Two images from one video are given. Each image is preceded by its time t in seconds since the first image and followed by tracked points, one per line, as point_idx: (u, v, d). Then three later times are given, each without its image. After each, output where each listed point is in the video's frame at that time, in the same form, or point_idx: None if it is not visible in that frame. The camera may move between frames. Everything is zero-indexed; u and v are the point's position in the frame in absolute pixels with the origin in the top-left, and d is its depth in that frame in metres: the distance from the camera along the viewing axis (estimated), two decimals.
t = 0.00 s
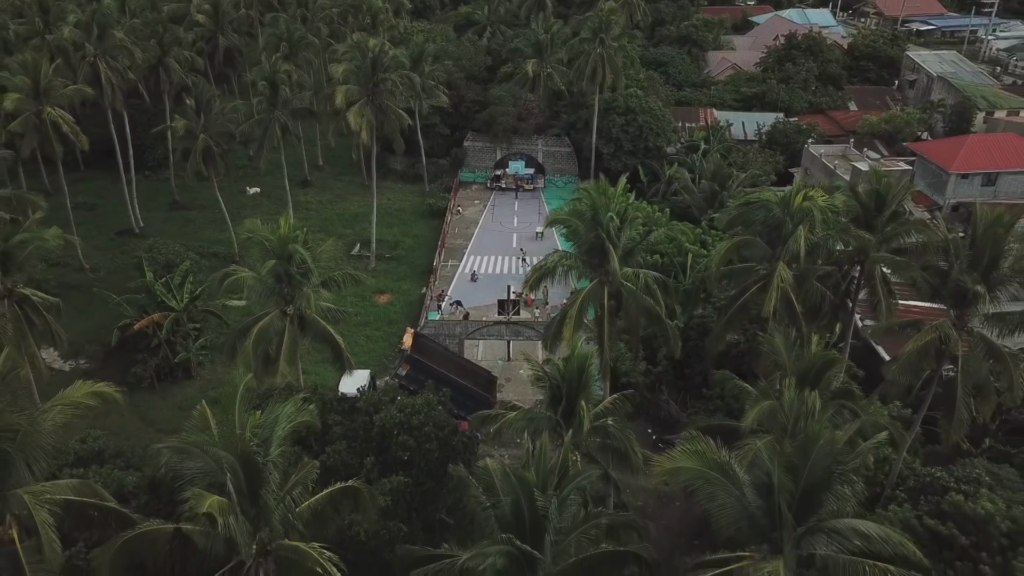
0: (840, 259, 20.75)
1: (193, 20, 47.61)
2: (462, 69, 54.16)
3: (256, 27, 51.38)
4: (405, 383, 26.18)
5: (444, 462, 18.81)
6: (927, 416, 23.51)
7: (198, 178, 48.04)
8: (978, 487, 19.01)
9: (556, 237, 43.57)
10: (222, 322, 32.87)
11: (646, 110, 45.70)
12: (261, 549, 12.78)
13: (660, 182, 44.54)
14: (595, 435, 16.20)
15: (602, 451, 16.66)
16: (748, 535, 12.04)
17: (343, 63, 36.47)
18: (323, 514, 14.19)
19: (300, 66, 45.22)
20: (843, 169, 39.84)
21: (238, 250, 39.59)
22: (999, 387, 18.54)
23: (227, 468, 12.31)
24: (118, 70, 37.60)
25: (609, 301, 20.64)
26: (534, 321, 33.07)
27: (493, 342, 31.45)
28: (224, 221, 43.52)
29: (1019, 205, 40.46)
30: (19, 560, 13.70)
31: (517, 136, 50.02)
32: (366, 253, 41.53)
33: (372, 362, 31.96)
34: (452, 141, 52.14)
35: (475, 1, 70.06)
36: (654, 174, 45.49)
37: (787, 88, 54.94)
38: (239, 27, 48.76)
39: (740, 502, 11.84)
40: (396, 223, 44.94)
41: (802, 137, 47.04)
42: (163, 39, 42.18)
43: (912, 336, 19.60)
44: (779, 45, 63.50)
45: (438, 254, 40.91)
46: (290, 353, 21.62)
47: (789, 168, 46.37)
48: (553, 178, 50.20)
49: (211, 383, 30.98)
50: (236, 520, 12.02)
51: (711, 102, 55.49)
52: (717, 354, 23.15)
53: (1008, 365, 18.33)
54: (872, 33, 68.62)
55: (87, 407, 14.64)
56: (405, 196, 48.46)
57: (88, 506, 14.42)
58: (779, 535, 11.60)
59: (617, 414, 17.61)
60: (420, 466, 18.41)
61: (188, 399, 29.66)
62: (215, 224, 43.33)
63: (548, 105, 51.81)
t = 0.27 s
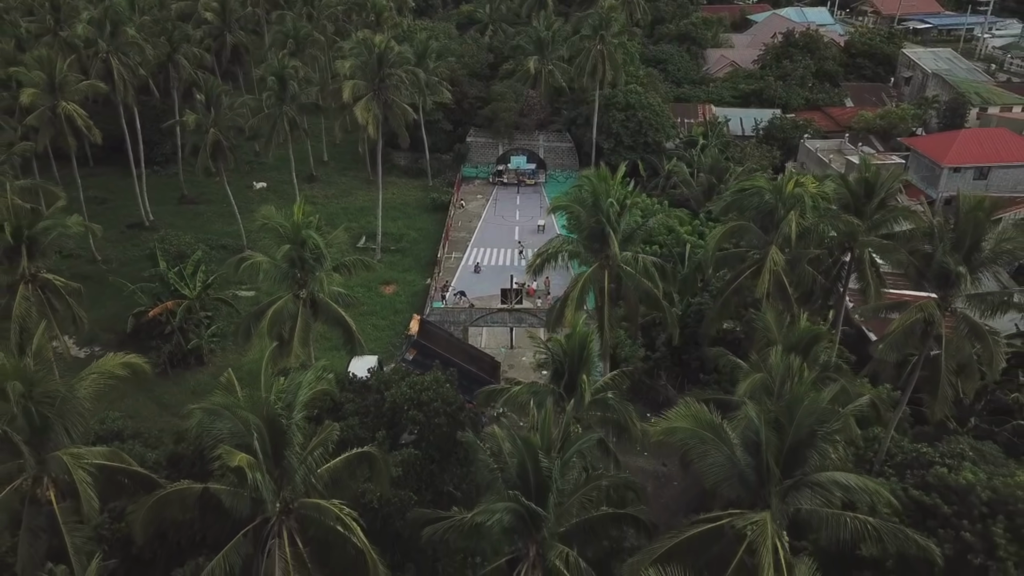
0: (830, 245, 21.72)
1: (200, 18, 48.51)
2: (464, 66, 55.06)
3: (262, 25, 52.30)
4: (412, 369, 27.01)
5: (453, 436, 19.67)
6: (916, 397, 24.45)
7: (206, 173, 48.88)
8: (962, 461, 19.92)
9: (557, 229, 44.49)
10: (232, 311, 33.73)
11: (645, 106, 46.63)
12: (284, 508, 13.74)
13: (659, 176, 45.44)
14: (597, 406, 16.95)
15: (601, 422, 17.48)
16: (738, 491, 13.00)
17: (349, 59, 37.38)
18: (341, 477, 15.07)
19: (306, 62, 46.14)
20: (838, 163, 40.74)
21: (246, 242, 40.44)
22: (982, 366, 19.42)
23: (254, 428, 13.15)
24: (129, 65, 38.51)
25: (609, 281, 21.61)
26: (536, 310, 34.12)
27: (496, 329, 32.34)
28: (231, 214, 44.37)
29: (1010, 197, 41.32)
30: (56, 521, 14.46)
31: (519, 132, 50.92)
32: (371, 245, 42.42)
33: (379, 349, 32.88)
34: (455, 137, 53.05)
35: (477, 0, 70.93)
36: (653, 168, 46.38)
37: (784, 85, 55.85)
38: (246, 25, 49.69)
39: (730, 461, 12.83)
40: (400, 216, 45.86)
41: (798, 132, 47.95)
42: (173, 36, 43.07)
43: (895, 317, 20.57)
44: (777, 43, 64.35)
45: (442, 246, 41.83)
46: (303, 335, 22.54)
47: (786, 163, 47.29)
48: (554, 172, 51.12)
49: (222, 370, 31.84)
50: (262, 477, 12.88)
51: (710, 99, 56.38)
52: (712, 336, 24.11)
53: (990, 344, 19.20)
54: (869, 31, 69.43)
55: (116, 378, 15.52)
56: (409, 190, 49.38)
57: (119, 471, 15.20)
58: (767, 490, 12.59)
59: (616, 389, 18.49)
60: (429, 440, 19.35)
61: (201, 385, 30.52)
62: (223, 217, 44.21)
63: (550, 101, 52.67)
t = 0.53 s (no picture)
0: (820, 234, 22.72)
1: (208, 19, 49.52)
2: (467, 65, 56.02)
3: (268, 26, 53.31)
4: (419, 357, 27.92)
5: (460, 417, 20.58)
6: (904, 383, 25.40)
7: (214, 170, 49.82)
8: (945, 441, 20.83)
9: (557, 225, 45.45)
10: (242, 303, 34.66)
11: (644, 105, 47.60)
12: (305, 476, 14.76)
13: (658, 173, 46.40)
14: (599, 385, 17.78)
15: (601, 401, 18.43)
16: (728, 457, 13.98)
17: (355, 58, 38.35)
18: (357, 448, 16.03)
19: (312, 62, 47.12)
20: (833, 160, 41.69)
21: (254, 236, 41.38)
22: (963, 349, 20.39)
23: (277, 400, 14.09)
24: (140, 65, 39.49)
25: (609, 270, 22.57)
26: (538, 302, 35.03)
27: (500, 321, 33.24)
28: (239, 210, 45.30)
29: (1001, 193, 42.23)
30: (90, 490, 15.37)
31: (520, 130, 51.87)
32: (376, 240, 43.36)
33: (385, 340, 33.81)
34: (458, 135, 54.01)
35: (478, 1, 71.89)
36: (652, 165, 47.32)
37: (781, 84, 56.80)
38: (252, 25, 50.69)
39: (721, 429, 13.79)
40: (404, 212, 46.81)
41: (794, 130, 48.90)
42: (182, 36, 44.06)
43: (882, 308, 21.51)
44: (774, 42, 65.26)
45: (445, 241, 42.77)
46: (315, 322, 23.38)
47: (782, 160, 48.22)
48: (555, 169, 52.06)
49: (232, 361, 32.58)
50: (285, 444, 13.84)
51: (708, 98, 57.32)
52: (708, 324, 25.05)
53: (971, 328, 20.14)
54: (866, 30, 70.35)
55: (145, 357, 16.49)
56: (412, 187, 50.34)
57: (148, 444, 16.10)
58: (755, 455, 13.52)
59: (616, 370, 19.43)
60: (438, 420, 20.29)
61: (212, 374, 31.30)
62: (230, 212, 45.15)
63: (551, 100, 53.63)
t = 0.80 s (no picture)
0: (811, 224, 23.67)
1: (215, 18, 50.44)
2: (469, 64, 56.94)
3: (274, 25, 54.23)
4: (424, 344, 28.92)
5: (467, 397, 21.47)
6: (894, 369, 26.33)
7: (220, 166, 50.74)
8: (930, 421, 21.75)
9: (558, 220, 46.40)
10: (251, 295, 35.59)
11: (644, 102, 48.54)
12: (322, 447, 15.74)
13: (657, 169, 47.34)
14: (601, 366, 18.52)
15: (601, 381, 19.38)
16: (719, 427, 14.96)
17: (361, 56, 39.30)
18: (370, 423, 17.00)
19: (318, 60, 48.06)
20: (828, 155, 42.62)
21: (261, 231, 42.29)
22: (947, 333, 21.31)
23: (297, 374, 15.07)
24: (151, 63, 40.42)
25: (608, 259, 23.49)
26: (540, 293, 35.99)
27: (502, 311, 34.17)
28: (246, 206, 46.20)
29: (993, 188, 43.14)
30: (117, 462, 16.23)
31: (522, 127, 52.82)
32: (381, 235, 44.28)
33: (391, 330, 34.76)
34: (460, 132, 54.94)
35: None
36: (651, 162, 48.26)
37: (778, 82, 57.71)
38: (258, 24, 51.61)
39: (712, 399, 14.73)
40: (407, 207, 47.75)
41: (791, 127, 49.84)
42: (191, 35, 44.98)
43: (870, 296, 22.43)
44: (772, 41, 66.16)
45: (448, 236, 43.69)
46: (325, 310, 24.23)
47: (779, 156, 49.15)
48: (556, 166, 52.96)
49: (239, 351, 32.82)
50: (305, 415, 14.82)
51: (706, 96, 58.23)
52: (705, 312, 26.00)
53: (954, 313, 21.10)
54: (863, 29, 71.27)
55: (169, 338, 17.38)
56: (416, 183, 51.28)
57: (172, 420, 16.99)
58: (744, 424, 14.48)
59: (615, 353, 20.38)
60: (445, 401, 21.24)
61: (223, 364, 31.70)
62: (238, 208, 46.05)
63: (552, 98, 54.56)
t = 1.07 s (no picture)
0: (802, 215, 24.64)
1: (222, 18, 51.39)
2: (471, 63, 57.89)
3: (279, 25, 55.20)
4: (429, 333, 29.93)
5: (472, 380, 22.41)
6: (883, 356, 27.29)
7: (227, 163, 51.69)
8: (917, 404, 22.70)
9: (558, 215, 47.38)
10: (261, 287, 36.55)
11: (643, 100, 49.54)
12: (337, 421, 16.72)
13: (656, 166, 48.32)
14: (602, 347, 19.49)
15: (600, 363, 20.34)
16: (711, 401, 15.95)
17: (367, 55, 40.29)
18: (382, 400, 17.98)
19: (323, 59, 49.03)
20: (822, 152, 43.58)
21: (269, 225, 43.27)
22: (931, 318, 22.28)
23: (316, 351, 16.10)
24: (162, 62, 41.37)
25: (607, 249, 24.46)
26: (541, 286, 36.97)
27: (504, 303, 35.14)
28: (253, 202, 47.16)
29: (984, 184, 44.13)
30: (142, 436, 17.19)
31: (523, 125, 53.79)
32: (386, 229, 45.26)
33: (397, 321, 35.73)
34: (462, 130, 55.91)
35: None
36: (650, 159, 49.26)
37: (775, 81, 58.67)
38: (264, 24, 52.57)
39: (704, 374, 15.71)
40: (411, 203, 48.72)
41: (787, 124, 50.82)
42: (199, 35, 45.96)
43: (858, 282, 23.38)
44: (770, 40, 67.16)
45: (452, 231, 44.63)
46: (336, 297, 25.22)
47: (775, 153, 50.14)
48: (556, 163, 53.89)
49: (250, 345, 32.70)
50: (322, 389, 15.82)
51: (704, 94, 59.20)
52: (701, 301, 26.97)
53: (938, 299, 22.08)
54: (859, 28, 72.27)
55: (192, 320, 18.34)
56: (419, 180, 52.25)
57: (194, 397, 17.95)
58: (734, 397, 15.47)
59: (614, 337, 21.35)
60: (452, 383, 22.23)
61: (234, 353, 32.04)
62: (245, 203, 47.00)
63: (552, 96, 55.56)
